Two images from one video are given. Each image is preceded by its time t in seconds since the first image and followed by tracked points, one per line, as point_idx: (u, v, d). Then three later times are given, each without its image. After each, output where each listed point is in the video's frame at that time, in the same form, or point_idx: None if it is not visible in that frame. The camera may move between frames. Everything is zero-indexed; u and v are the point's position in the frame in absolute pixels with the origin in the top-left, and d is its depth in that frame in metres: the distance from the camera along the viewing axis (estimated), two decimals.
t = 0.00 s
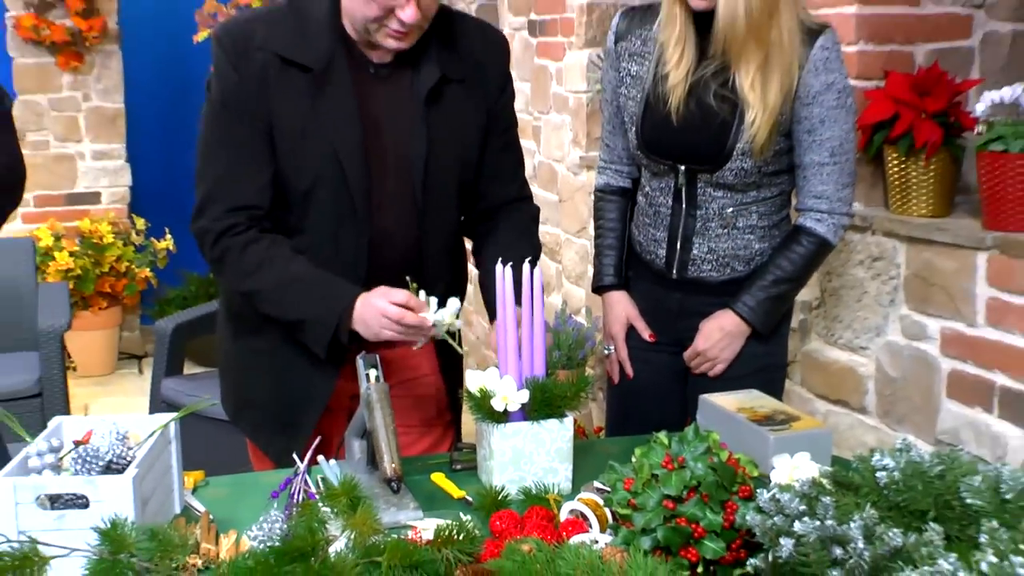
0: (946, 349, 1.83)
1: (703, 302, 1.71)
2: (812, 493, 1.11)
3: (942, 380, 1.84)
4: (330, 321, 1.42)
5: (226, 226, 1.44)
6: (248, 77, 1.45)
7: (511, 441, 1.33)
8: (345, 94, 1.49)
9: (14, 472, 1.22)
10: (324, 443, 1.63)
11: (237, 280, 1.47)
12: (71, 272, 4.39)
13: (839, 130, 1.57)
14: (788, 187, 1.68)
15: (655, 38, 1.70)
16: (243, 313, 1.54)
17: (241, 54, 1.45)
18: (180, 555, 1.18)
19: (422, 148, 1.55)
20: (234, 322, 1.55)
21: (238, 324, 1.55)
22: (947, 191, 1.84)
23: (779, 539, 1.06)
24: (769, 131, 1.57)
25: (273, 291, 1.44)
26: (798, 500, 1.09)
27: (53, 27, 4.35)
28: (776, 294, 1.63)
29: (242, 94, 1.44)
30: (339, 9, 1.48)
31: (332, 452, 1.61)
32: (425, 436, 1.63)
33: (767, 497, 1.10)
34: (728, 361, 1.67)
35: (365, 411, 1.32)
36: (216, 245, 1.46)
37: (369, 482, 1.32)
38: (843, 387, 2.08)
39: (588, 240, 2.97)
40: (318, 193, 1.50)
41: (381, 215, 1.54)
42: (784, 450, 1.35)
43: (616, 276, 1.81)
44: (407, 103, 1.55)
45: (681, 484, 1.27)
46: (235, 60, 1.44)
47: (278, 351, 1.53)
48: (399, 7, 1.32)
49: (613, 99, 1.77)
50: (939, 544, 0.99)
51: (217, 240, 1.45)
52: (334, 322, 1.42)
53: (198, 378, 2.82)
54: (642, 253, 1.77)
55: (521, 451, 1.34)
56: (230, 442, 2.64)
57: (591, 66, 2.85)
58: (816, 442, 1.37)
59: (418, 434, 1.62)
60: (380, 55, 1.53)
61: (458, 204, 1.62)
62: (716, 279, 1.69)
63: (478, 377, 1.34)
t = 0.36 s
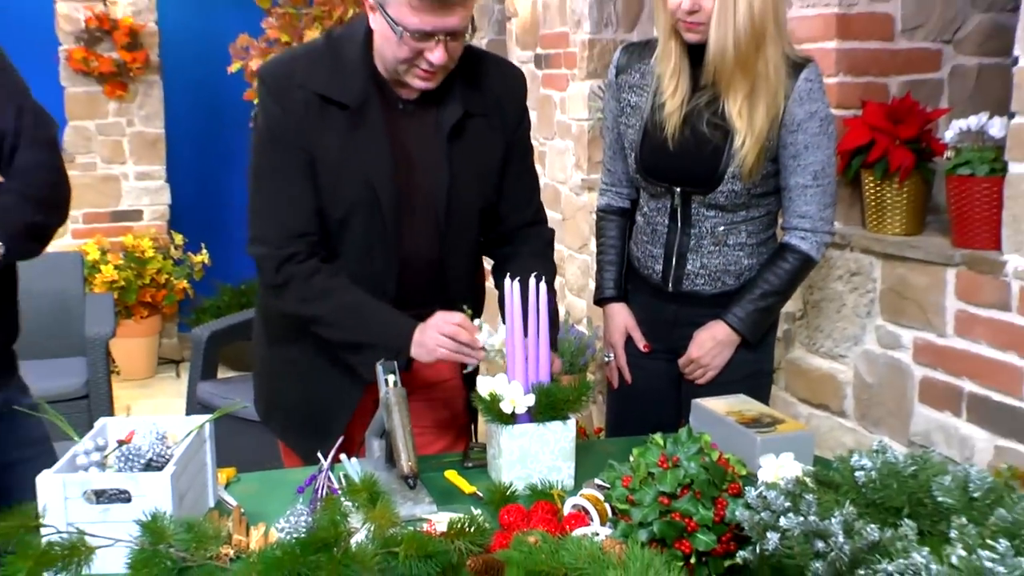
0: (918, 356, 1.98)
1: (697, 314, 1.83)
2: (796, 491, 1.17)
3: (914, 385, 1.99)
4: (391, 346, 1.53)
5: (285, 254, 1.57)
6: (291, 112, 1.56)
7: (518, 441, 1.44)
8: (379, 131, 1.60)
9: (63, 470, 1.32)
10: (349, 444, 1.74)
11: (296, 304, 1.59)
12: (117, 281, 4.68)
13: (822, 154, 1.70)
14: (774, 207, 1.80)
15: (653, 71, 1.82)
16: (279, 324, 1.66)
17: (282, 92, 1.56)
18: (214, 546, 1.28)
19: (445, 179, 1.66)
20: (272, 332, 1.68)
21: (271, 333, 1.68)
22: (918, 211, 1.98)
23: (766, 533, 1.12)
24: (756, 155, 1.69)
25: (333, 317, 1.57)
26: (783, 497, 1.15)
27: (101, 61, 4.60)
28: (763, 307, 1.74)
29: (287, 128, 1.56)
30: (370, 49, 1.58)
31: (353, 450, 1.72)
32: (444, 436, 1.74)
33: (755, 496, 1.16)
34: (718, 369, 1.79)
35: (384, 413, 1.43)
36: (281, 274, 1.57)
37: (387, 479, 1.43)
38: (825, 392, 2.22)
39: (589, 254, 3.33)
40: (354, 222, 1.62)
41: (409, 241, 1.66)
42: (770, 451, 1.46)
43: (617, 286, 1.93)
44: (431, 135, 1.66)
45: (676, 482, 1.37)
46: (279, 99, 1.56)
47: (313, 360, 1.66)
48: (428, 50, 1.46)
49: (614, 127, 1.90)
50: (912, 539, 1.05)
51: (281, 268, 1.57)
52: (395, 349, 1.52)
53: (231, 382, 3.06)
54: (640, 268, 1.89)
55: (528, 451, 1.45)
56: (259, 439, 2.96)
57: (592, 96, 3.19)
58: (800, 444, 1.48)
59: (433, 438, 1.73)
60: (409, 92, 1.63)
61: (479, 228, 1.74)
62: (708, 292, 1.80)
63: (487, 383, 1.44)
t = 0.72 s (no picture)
0: (894, 367, 2.10)
1: (692, 327, 1.94)
2: (782, 492, 1.27)
3: (892, 394, 2.11)
4: (428, 359, 1.63)
5: (329, 271, 1.68)
6: (325, 141, 1.68)
7: (524, 444, 1.55)
8: (405, 160, 1.73)
9: (106, 469, 1.42)
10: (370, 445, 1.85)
11: (341, 319, 1.69)
12: (154, 296, 5.15)
13: (807, 180, 1.82)
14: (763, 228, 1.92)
15: (652, 103, 1.95)
16: (308, 333, 1.78)
17: (317, 122, 1.68)
18: (243, 540, 1.38)
19: (464, 202, 1.78)
20: (302, 341, 1.80)
21: (301, 341, 1.80)
22: (894, 231, 2.11)
23: (755, 530, 1.22)
24: (747, 181, 1.81)
25: (375, 329, 1.67)
26: (772, 497, 1.25)
27: (139, 90, 5.13)
28: (752, 322, 1.86)
29: (322, 155, 1.67)
30: (395, 83, 1.71)
31: (373, 452, 1.83)
32: (456, 438, 1.85)
33: (746, 497, 1.26)
34: (711, 379, 1.90)
35: (401, 418, 1.54)
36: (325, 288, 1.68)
37: (403, 480, 1.54)
38: (809, 400, 2.34)
39: (590, 270, 3.56)
40: (383, 240, 1.73)
41: (432, 264, 1.78)
42: (759, 454, 1.56)
43: (617, 301, 2.05)
44: (450, 163, 1.78)
45: (672, 483, 1.45)
46: (312, 128, 1.68)
47: (342, 364, 1.78)
48: (447, 83, 1.59)
49: (616, 154, 2.02)
50: (890, 537, 1.15)
51: (325, 284, 1.68)
52: (432, 361, 1.63)
53: (261, 388, 3.17)
54: (640, 284, 2.01)
55: (534, 453, 1.56)
56: (288, 443, 3.09)
57: (594, 124, 3.46)
58: (787, 448, 1.58)
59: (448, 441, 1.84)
60: (430, 122, 1.75)
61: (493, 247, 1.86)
62: (702, 307, 1.92)
63: (496, 390, 1.54)
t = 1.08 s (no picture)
0: (885, 376, 2.18)
1: (692, 339, 2.01)
2: (779, 496, 1.33)
3: (882, 402, 2.19)
4: (444, 371, 1.70)
5: (352, 284, 1.75)
6: (343, 159, 1.76)
7: (531, 450, 1.62)
8: (420, 178, 1.81)
9: (133, 473, 1.49)
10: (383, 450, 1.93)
11: (365, 331, 1.76)
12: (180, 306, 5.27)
13: (802, 200, 1.89)
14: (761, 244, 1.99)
15: (654, 123, 2.03)
16: (325, 342, 1.86)
17: (336, 140, 1.76)
18: (263, 541, 1.44)
19: (475, 219, 1.85)
20: (318, 350, 1.87)
21: (318, 350, 1.87)
22: (885, 246, 2.19)
23: (752, 534, 1.28)
24: (746, 199, 1.88)
25: (394, 342, 1.74)
26: (768, 501, 1.32)
27: (169, 113, 5.31)
28: (750, 334, 1.93)
29: (340, 172, 1.75)
30: (409, 104, 1.79)
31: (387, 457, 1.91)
32: (467, 444, 1.93)
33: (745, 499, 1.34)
34: (711, 389, 1.97)
35: (414, 424, 1.61)
36: (349, 299, 1.76)
37: (416, 483, 1.61)
38: (802, 407, 2.42)
39: (594, 283, 3.65)
40: (397, 255, 1.81)
41: (445, 279, 1.86)
42: (756, 459, 1.64)
43: (620, 313, 2.12)
44: (462, 180, 1.85)
45: (672, 487, 1.51)
46: (331, 146, 1.76)
47: (358, 373, 1.85)
48: (453, 101, 1.66)
49: (619, 172, 2.10)
50: (881, 539, 1.21)
51: (348, 297, 1.75)
52: (446, 373, 1.70)
53: (280, 395, 3.27)
54: (643, 297, 2.08)
55: (542, 459, 1.63)
56: (305, 448, 3.17)
57: (598, 144, 3.55)
58: (783, 454, 1.65)
59: (459, 445, 1.92)
60: (441, 142, 1.83)
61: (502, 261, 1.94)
62: (703, 320, 1.99)
63: (504, 398, 1.61)
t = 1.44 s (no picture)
0: (883, 381, 2.25)
1: (697, 345, 2.09)
2: (782, 496, 1.39)
3: (880, 405, 2.26)
4: (454, 379, 1.77)
5: (359, 297, 1.83)
6: (360, 175, 1.84)
7: (544, 451, 1.69)
8: (434, 190, 1.88)
9: (165, 474, 1.57)
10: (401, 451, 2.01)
11: (371, 341, 1.84)
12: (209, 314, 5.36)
13: (804, 212, 1.97)
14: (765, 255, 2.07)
15: (661, 139, 2.11)
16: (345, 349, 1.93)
17: (353, 157, 1.84)
18: (288, 538, 1.50)
19: (490, 230, 1.93)
20: (339, 356, 1.95)
21: (339, 356, 1.95)
22: (882, 254, 2.26)
23: (757, 533, 1.34)
24: (749, 212, 1.96)
25: (400, 352, 1.81)
26: (771, 502, 1.38)
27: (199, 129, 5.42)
28: (754, 341, 2.00)
29: (358, 188, 1.83)
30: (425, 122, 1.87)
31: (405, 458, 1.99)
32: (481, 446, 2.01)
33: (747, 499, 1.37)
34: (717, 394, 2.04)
35: (432, 426, 1.68)
36: (356, 311, 1.83)
37: (434, 483, 1.68)
38: (805, 410, 2.49)
39: (604, 292, 3.73)
40: (415, 266, 1.89)
41: (460, 287, 1.93)
42: (759, 460, 1.70)
43: (629, 321, 2.20)
44: (476, 194, 1.93)
45: (679, 488, 1.56)
46: (349, 163, 1.84)
47: (377, 379, 1.93)
48: (461, 118, 1.73)
49: (628, 186, 2.18)
50: (878, 538, 1.28)
51: (356, 308, 1.83)
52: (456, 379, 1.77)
53: (304, 398, 3.35)
54: (651, 306, 2.16)
55: (554, 460, 1.70)
56: (327, 449, 3.26)
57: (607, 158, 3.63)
58: (785, 455, 1.72)
59: (475, 446, 2.00)
60: (455, 156, 1.90)
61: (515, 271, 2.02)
62: (709, 328, 2.07)
63: (519, 402, 1.68)
